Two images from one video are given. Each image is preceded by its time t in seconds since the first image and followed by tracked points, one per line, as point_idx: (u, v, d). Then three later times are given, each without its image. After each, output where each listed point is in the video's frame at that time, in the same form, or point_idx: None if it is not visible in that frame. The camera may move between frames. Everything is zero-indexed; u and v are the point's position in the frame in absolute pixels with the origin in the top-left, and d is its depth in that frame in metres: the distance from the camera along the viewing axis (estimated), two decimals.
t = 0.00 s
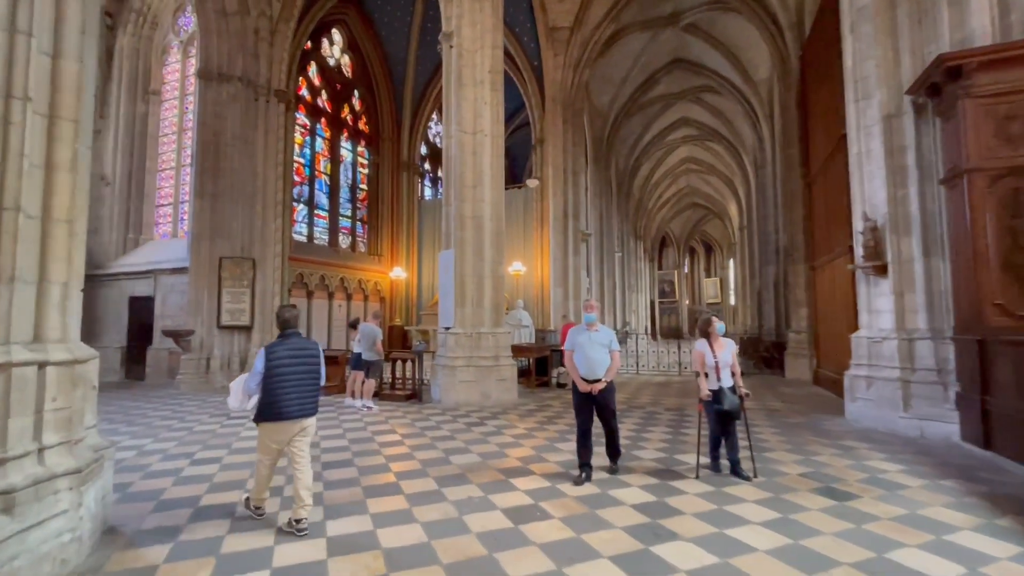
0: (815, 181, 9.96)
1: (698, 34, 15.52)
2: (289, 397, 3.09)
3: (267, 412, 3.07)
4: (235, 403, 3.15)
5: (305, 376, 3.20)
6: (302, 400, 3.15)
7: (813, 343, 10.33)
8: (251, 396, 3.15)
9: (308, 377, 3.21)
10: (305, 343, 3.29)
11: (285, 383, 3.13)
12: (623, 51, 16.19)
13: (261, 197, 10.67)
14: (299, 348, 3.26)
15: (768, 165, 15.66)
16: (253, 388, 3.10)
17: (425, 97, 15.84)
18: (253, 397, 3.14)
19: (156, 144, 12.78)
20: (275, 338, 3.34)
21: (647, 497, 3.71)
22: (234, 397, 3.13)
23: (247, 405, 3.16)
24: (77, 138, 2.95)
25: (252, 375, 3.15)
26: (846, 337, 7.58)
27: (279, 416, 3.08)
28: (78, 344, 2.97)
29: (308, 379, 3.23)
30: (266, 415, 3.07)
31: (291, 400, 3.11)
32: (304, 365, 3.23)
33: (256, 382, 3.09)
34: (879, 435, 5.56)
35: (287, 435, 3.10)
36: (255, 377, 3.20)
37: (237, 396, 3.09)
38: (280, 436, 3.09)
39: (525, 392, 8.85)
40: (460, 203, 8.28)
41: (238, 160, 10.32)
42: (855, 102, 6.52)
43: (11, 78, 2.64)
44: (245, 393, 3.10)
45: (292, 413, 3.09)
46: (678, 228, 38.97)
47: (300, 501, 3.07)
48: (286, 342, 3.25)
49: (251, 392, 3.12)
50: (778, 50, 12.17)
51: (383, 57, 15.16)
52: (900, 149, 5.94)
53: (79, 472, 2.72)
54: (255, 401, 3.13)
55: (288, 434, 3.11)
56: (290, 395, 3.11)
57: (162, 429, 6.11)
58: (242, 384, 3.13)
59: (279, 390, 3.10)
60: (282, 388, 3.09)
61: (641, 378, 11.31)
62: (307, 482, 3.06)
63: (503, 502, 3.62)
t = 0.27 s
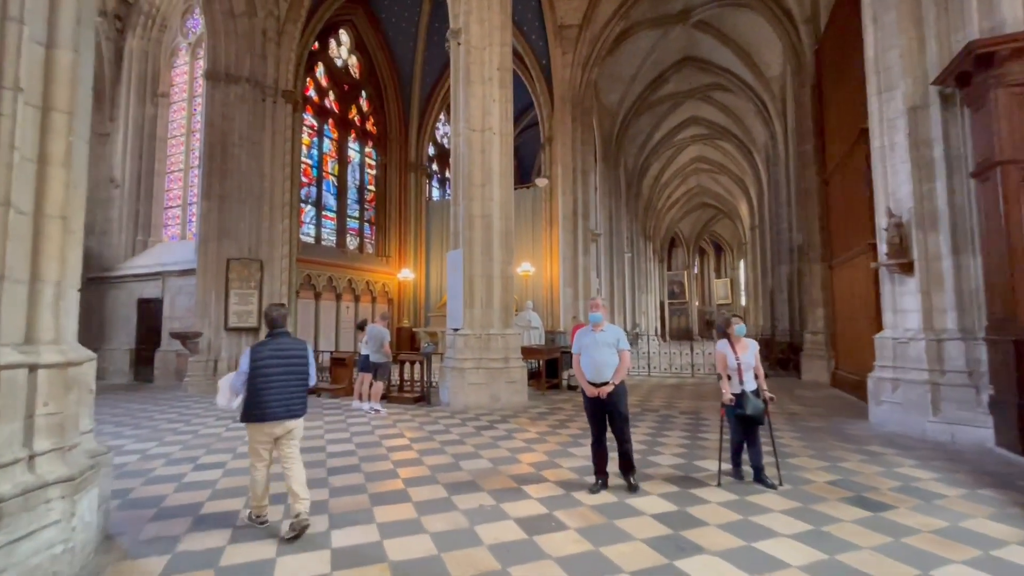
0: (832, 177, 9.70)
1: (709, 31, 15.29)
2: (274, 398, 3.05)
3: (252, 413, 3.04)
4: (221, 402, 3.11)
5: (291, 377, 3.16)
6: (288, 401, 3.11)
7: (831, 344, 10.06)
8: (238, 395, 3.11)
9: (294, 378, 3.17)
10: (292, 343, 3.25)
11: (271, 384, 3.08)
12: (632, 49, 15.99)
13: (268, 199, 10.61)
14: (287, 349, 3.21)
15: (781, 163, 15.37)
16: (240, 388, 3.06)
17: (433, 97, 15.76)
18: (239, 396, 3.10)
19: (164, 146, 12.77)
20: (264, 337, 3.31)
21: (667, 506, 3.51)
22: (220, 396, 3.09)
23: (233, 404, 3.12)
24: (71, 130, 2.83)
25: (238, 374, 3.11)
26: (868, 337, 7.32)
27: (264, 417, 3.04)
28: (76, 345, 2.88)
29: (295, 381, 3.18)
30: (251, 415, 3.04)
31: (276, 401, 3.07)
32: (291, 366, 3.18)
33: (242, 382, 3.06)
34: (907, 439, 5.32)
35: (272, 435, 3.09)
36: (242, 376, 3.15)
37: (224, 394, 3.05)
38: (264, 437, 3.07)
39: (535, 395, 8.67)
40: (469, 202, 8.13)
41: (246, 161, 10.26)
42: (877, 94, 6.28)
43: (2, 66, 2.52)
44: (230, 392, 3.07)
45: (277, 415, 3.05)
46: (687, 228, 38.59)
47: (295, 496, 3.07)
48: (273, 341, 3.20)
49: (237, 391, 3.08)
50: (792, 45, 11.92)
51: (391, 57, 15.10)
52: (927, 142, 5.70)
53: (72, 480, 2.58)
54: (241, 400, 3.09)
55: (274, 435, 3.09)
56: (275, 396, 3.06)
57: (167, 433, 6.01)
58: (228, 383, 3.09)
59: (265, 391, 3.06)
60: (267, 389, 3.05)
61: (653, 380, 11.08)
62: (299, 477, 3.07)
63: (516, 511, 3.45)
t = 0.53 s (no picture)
0: (852, 175, 9.41)
1: (721, 28, 15.02)
2: (259, 401, 3.01)
3: (237, 415, 3.00)
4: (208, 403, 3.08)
5: (278, 380, 3.13)
6: (274, 404, 3.07)
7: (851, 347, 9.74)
8: (224, 397, 3.08)
9: (280, 381, 3.13)
10: (281, 344, 3.21)
11: (256, 387, 3.04)
12: (643, 47, 15.76)
13: (276, 199, 10.52)
14: (275, 351, 3.17)
15: (797, 161, 15.04)
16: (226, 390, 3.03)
17: (442, 97, 15.65)
18: (226, 398, 3.07)
19: (173, 147, 12.75)
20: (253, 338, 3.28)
21: (690, 521, 3.29)
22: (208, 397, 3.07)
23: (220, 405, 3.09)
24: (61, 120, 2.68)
25: (225, 376, 3.07)
26: (893, 341, 7.03)
27: (248, 420, 3.00)
28: (67, 348, 2.76)
29: (281, 383, 3.14)
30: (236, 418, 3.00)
31: (261, 404, 3.03)
32: (278, 368, 3.14)
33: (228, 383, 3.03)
34: (939, 449, 5.05)
35: (260, 439, 3.04)
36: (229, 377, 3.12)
37: (211, 396, 3.02)
38: (252, 440, 3.02)
39: (546, 399, 8.47)
40: (478, 202, 7.96)
41: (253, 162, 10.18)
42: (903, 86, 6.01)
43: None
44: (217, 395, 3.03)
45: (262, 418, 3.01)
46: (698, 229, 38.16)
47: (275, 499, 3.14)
48: (261, 343, 3.16)
49: (224, 393, 3.05)
50: (809, 41, 11.62)
51: (399, 57, 15.01)
52: (959, 135, 5.42)
53: (56, 493, 2.43)
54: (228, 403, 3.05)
55: (260, 437, 3.05)
56: (260, 399, 3.02)
57: (171, 436, 5.89)
58: (215, 385, 3.06)
59: (250, 394, 3.01)
60: (253, 392, 3.01)
61: (666, 383, 10.83)
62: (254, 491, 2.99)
63: (529, 525, 3.24)
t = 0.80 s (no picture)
0: (872, 174, 9.12)
1: (734, 25, 14.76)
2: (256, 407, 2.92)
3: (233, 421, 2.91)
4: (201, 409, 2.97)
5: (275, 385, 3.04)
6: (271, 409, 2.99)
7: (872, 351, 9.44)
8: (219, 402, 2.97)
9: (277, 386, 3.04)
10: (277, 348, 3.11)
11: (253, 392, 2.95)
12: (655, 45, 15.53)
13: (284, 200, 10.45)
14: (271, 355, 3.07)
15: (812, 160, 14.72)
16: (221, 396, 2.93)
17: (450, 97, 15.54)
18: (221, 404, 2.97)
19: (183, 148, 12.76)
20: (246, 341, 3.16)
21: (713, 538, 3.09)
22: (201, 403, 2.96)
23: (214, 411, 2.98)
24: (53, 112, 2.57)
25: (220, 381, 2.97)
26: (919, 344, 6.75)
27: (245, 426, 2.92)
28: (61, 352, 2.68)
29: (278, 388, 3.05)
30: (232, 424, 2.92)
31: (258, 410, 2.94)
32: (274, 373, 3.05)
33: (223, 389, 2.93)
34: (973, 460, 4.80)
35: (257, 444, 2.96)
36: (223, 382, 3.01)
37: (204, 403, 2.91)
38: (249, 446, 2.93)
39: (556, 403, 8.28)
40: (487, 202, 7.80)
41: (262, 162, 10.12)
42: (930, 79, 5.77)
43: None
44: (212, 401, 2.93)
45: (259, 424, 2.93)
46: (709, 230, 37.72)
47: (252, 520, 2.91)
48: (256, 347, 3.05)
49: (218, 399, 2.95)
50: (826, 36, 11.34)
51: (408, 57, 14.92)
52: (992, 130, 5.17)
53: (43, 505, 2.30)
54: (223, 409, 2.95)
55: (257, 443, 2.96)
56: (258, 405, 2.93)
57: (175, 440, 5.79)
58: (210, 390, 2.95)
59: (246, 399, 2.92)
60: (249, 397, 2.92)
61: (679, 387, 10.59)
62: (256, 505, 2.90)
63: (542, 541, 3.07)
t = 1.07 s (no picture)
0: (895, 169, 8.85)
1: (750, 19, 14.48)
2: (261, 404, 2.86)
3: (236, 418, 2.84)
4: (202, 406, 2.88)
5: (279, 381, 2.98)
6: (275, 406, 2.94)
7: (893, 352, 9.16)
8: (221, 399, 2.89)
9: (281, 383, 2.99)
10: (281, 344, 3.06)
11: (257, 389, 2.89)
12: (668, 40, 15.28)
13: (293, 196, 10.37)
14: (275, 351, 3.01)
15: (829, 157, 14.40)
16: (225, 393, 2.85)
17: (460, 93, 15.41)
18: (223, 401, 2.89)
19: (193, 145, 12.74)
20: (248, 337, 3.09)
21: (742, 548, 2.91)
22: (203, 399, 2.87)
23: (215, 408, 2.90)
24: (49, 94, 2.45)
25: (223, 377, 2.89)
26: (947, 345, 6.49)
27: (248, 423, 2.85)
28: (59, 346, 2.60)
29: (281, 385, 3.00)
30: (235, 421, 2.85)
31: (263, 406, 2.88)
32: (279, 370, 2.99)
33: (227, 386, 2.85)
34: (1011, 466, 4.56)
35: (260, 440, 2.91)
36: (225, 378, 2.92)
37: (207, 399, 2.83)
38: (252, 442, 2.88)
39: (568, 403, 8.10)
40: (498, 197, 7.65)
41: (271, 159, 10.05)
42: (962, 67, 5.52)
43: None
44: (214, 397, 2.85)
45: (263, 421, 2.88)
46: (720, 229, 37.28)
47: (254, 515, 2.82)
48: (260, 343, 2.99)
49: (221, 395, 2.87)
50: (846, 29, 11.05)
51: (418, 53, 14.81)
52: None
53: (38, 507, 2.18)
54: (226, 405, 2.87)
55: (261, 439, 2.91)
56: (262, 402, 2.87)
57: (182, 438, 5.70)
58: (212, 386, 2.87)
59: (251, 396, 2.86)
60: (254, 394, 2.86)
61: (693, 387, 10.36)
62: (257, 493, 2.83)
63: (560, 548, 2.91)
